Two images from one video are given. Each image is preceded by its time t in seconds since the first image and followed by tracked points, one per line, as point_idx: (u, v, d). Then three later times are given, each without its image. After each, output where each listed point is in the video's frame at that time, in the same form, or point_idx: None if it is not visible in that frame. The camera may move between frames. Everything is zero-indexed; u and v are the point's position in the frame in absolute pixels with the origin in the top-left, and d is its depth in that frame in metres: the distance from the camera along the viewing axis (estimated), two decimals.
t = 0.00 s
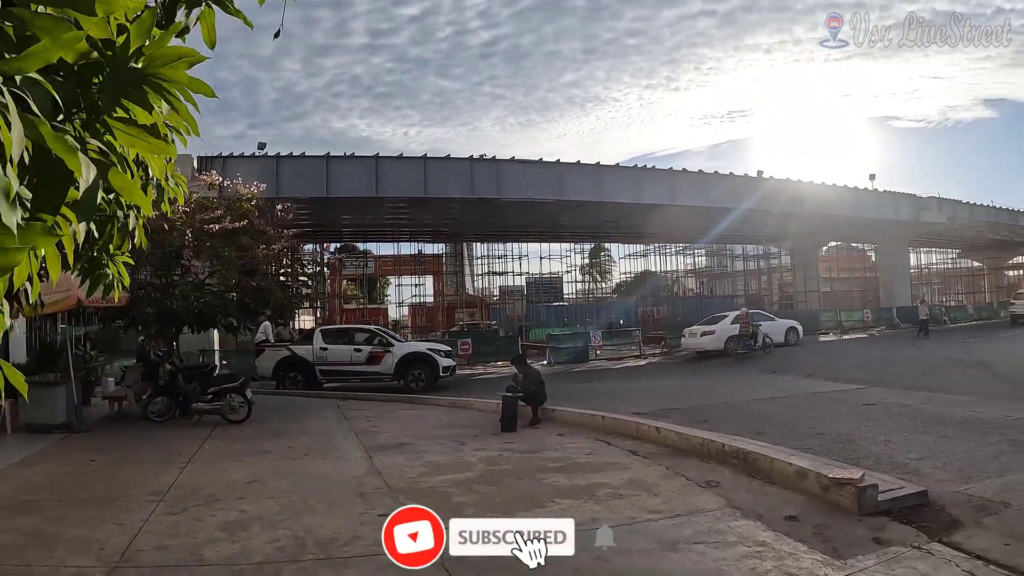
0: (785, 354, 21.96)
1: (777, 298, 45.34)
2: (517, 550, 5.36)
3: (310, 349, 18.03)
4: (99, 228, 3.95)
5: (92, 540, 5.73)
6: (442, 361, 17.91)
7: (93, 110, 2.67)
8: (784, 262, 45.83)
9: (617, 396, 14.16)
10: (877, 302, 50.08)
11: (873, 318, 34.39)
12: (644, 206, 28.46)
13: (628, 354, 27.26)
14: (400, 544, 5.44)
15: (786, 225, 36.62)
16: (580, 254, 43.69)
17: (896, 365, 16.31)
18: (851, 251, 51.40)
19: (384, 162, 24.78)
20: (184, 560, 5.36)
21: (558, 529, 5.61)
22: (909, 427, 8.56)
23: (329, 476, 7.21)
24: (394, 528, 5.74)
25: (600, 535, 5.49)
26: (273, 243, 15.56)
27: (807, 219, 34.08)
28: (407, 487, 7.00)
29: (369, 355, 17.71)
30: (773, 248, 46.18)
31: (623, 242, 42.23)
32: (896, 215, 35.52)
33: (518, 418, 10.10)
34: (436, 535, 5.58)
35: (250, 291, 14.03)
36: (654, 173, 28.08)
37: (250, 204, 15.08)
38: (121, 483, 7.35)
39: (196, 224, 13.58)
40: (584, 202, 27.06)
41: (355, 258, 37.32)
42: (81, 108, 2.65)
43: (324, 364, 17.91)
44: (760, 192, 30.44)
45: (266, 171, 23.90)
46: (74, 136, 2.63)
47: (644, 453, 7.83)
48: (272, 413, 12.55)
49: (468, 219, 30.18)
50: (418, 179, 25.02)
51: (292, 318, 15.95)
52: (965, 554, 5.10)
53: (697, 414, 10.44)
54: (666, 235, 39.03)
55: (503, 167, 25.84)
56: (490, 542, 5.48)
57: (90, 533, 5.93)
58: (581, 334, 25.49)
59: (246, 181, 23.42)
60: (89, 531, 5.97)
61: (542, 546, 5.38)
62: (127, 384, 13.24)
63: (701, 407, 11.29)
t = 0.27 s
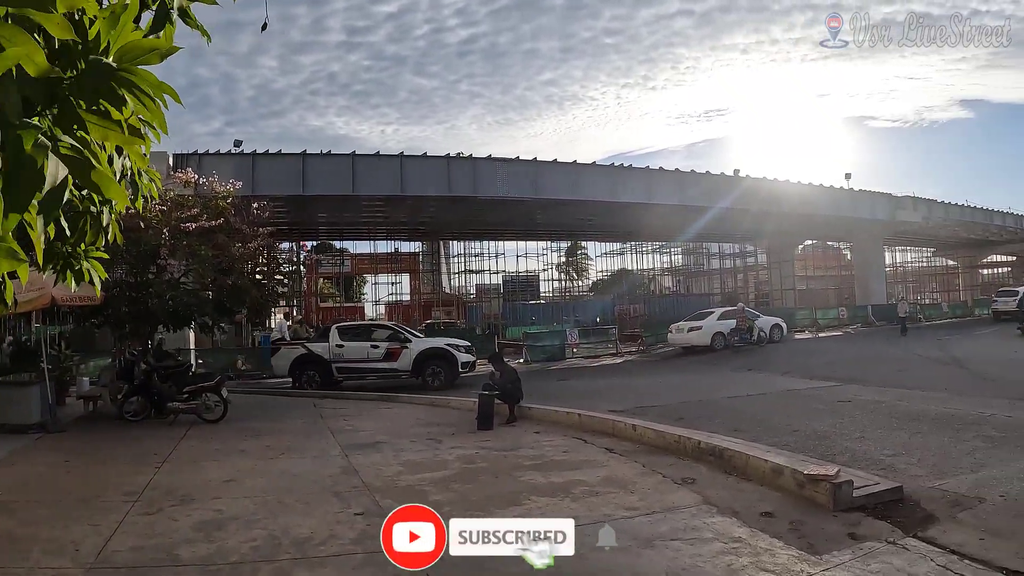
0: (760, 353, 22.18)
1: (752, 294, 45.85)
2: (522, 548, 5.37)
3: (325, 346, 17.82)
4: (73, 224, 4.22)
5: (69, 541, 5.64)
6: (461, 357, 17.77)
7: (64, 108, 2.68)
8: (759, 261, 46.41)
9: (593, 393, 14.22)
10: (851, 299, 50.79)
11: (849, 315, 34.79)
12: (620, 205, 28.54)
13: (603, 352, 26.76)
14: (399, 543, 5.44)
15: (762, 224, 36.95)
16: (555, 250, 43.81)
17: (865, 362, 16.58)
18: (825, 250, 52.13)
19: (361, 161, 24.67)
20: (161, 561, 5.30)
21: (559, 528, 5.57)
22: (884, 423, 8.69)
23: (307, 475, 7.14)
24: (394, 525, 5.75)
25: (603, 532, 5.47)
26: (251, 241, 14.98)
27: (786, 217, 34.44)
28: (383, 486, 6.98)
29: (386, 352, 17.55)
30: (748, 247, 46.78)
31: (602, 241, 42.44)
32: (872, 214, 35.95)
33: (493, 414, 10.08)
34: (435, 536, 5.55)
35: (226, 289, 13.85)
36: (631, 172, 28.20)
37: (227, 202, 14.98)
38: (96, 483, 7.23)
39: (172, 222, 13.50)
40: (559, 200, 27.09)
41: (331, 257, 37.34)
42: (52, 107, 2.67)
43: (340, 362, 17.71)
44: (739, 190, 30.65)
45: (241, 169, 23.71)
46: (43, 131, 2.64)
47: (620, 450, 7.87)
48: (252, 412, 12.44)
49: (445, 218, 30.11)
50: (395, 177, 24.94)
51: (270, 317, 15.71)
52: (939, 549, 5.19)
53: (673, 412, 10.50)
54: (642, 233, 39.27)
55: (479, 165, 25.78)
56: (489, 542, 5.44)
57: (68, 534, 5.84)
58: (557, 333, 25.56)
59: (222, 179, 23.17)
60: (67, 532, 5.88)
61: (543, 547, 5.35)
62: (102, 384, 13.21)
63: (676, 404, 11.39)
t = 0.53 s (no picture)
0: (735, 351, 22.40)
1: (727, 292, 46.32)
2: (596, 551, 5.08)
3: (340, 344, 17.57)
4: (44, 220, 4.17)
5: (42, 543, 5.55)
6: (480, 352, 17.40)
7: (36, 98, 2.70)
8: (735, 260, 46.95)
9: (569, 392, 14.28)
10: (827, 297, 51.44)
11: (824, 314, 35.23)
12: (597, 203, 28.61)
13: (580, 351, 26.90)
14: (398, 542, 5.25)
15: (737, 222, 37.30)
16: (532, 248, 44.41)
17: (834, 360, 16.84)
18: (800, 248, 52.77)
19: (337, 159, 24.55)
20: (135, 562, 5.24)
21: (559, 529, 5.46)
22: (859, 420, 8.78)
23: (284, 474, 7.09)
24: (393, 523, 5.51)
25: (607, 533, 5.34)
26: (224, 239, 15.54)
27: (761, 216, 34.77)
28: (359, 485, 6.94)
29: (402, 349, 17.28)
30: (724, 245, 47.33)
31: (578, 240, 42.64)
32: (847, 213, 36.38)
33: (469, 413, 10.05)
34: (435, 536, 5.38)
35: (201, 288, 14.02)
36: (608, 172, 28.32)
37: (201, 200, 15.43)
38: (68, 485, 7.13)
39: (148, 220, 13.68)
40: (535, 199, 27.08)
41: (307, 256, 37.36)
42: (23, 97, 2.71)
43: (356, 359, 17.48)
44: (715, 189, 30.83)
45: (217, 168, 23.55)
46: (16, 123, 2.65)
47: (596, 448, 7.89)
48: (229, 412, 12.33)
49: (419, 216, 30.02)
50: (371, 176, 24.85)
51: (243, 315, 16.02)
52: (914, 545, 5.26)
53: (649, 410, 10.55)
54: (618, 232, 39.53)
55: (456, 163, 25.77)
56: (490, 543, 5.31)
57: (40, 536, 5.74)
58: (533, 330, 25.67)
59: (197, 177, 22.98)
60: (39, 534, 5.78)
61: (549, 549, 5.20)
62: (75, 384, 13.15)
63: (651, 402, 11.45)
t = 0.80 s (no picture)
0: (708, 348, 22.63)
1: (701, 290, 46.73)
2: (606, 552, 5.03)
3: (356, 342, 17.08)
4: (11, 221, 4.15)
5: (13, 546, 5.46)
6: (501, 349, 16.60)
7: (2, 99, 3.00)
8: (709, 258, 47.41)
9: (544, 389, 14.31)
10: (800, 295, 52.07)
11: (798, 311, 35.66)
12: (571, 201, 28.69)
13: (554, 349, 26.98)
14: (398, 542, 5.22)
15: (712, 221, 37.64)
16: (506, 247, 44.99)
17: (802, 357, 17.07)
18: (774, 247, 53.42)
19: (311, 156, 24.37)
20: (108, 563, 5.17)
21: (559, 528, 5.36)
22: (831, 416, 8.86)
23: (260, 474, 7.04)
24: (393, 523, 5.49)
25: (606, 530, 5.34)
26: (198, 238, 14.90)
27: (735, 215, 35.09)
28: (334, 484, 6.90)
29: (418, 346, 16.67)
30: (698, 243, 47.85)
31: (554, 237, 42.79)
32: (821, 211, 36.81)
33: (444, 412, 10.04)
34: (435, 536, 5.35)
35: (173, 287, 13.91)
36: (582, 170, 28.43)
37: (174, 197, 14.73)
38: (38, 486, 7.02)
39: (119, 219, 13.27)
40: (510, 197, 27.08)
41: (281, 254, 37.18)
42: None
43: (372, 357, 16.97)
44: (690, 187, 31.01)
45: (191, 166, 23.28)
46: None
47: (570, 446, 7.90)
48: (203, 411, 12.22)
49: (394, 214, 29.92)
50: (346, 173, 24.72)
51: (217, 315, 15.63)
52: (887, 539, 5.32)
53: (623, 407, 10.59)
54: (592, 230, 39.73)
55: (431, 161, 25.71)
56: (489, 543, 5.22)
57: (11, 539, 5.64)
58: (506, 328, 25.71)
59: (169, 174, 22.71)
60: (10, 536, 5.68)
61: (550, 549, 5.12)
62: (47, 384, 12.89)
63: (625, 399, 11.51)
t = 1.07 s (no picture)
0: (685, 346, 22.82)
1: (678, 289, 47.06)
2: (607, 552, 5.04)
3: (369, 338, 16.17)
4: None
5: None
6: (521, 347, 15.62)
7: None
8: (685, 257, 47.78)
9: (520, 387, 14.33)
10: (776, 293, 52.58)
11: (774, 310, 35.99)
12: (547, 199, 28.74)
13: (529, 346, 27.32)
14: (398, 542, 5.26)
15: (687, 219, 37.92)
16: (482, 246, 45.35)
17: (772, 355, 17.28)
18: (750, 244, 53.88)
19: (287, 153, 24.20)
20: (83, 565, 5.10)
21: (559, 528, 5.38)
22: (806, 413, 8.93)
23: (237, 473, 6.99)
24: (393, 523, 5.56)
25: (604, 527, 5.41)
26: (173, 236, 14.74)
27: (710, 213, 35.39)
28: (311, 483, 6.86)
29: (434, 343, 15.70)
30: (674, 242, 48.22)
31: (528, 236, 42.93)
32: (795, 210, 37.17)
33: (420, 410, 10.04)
34: (435, 536, 5.38)
35: (149, 284, 13.52)
36: (557, 168, 28.52)
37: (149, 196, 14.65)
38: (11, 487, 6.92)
39: (92, 217, 13.06)
40: (485, 194, 27.04)
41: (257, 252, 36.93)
42: None
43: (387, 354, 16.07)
44: (665, 186, 31.26)
45: (166, 164, 23.06)
46: None
47: (546, 444, 7.92)
48: (179, 411, 12.10)
49: (371, 212, 29.81)
50: (321, 171, 24.59)
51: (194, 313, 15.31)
52: (862, 535, 5.37)
53: (599, 405, 10.62)
54: (569, 229, 39.89)
55: (406, 159, 25.63)
56: (489, 543, 5.24)
57: None
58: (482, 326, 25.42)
59: (144, 172, 22.48)
60: None
61: (548, 549, 5.14)
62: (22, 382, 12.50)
63: (601, 397, 11.54)
